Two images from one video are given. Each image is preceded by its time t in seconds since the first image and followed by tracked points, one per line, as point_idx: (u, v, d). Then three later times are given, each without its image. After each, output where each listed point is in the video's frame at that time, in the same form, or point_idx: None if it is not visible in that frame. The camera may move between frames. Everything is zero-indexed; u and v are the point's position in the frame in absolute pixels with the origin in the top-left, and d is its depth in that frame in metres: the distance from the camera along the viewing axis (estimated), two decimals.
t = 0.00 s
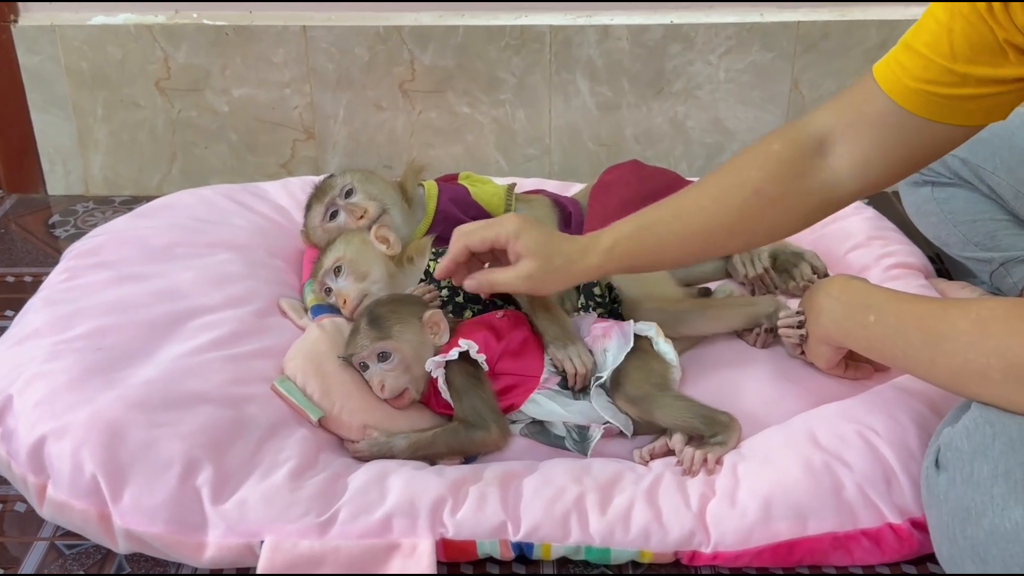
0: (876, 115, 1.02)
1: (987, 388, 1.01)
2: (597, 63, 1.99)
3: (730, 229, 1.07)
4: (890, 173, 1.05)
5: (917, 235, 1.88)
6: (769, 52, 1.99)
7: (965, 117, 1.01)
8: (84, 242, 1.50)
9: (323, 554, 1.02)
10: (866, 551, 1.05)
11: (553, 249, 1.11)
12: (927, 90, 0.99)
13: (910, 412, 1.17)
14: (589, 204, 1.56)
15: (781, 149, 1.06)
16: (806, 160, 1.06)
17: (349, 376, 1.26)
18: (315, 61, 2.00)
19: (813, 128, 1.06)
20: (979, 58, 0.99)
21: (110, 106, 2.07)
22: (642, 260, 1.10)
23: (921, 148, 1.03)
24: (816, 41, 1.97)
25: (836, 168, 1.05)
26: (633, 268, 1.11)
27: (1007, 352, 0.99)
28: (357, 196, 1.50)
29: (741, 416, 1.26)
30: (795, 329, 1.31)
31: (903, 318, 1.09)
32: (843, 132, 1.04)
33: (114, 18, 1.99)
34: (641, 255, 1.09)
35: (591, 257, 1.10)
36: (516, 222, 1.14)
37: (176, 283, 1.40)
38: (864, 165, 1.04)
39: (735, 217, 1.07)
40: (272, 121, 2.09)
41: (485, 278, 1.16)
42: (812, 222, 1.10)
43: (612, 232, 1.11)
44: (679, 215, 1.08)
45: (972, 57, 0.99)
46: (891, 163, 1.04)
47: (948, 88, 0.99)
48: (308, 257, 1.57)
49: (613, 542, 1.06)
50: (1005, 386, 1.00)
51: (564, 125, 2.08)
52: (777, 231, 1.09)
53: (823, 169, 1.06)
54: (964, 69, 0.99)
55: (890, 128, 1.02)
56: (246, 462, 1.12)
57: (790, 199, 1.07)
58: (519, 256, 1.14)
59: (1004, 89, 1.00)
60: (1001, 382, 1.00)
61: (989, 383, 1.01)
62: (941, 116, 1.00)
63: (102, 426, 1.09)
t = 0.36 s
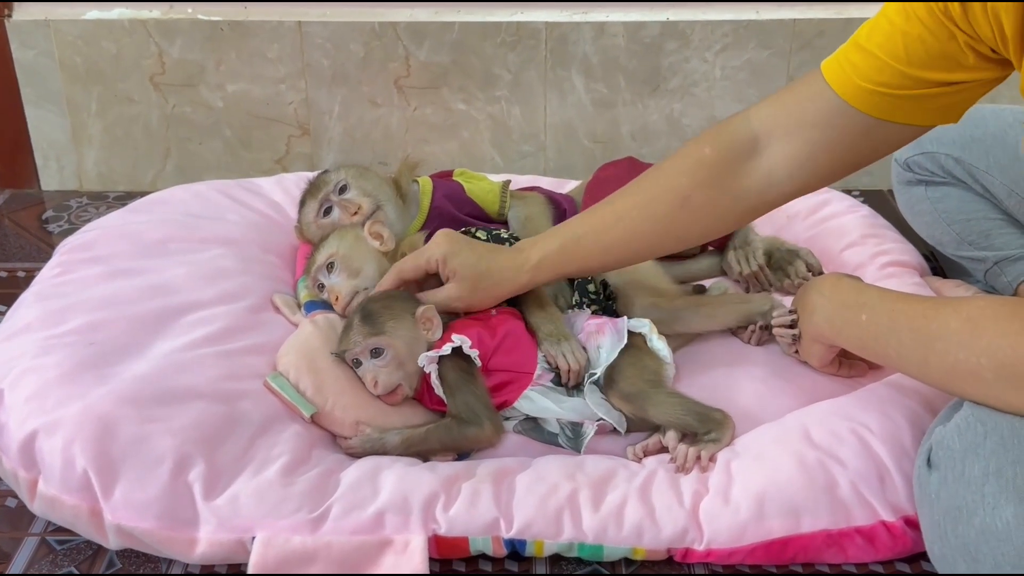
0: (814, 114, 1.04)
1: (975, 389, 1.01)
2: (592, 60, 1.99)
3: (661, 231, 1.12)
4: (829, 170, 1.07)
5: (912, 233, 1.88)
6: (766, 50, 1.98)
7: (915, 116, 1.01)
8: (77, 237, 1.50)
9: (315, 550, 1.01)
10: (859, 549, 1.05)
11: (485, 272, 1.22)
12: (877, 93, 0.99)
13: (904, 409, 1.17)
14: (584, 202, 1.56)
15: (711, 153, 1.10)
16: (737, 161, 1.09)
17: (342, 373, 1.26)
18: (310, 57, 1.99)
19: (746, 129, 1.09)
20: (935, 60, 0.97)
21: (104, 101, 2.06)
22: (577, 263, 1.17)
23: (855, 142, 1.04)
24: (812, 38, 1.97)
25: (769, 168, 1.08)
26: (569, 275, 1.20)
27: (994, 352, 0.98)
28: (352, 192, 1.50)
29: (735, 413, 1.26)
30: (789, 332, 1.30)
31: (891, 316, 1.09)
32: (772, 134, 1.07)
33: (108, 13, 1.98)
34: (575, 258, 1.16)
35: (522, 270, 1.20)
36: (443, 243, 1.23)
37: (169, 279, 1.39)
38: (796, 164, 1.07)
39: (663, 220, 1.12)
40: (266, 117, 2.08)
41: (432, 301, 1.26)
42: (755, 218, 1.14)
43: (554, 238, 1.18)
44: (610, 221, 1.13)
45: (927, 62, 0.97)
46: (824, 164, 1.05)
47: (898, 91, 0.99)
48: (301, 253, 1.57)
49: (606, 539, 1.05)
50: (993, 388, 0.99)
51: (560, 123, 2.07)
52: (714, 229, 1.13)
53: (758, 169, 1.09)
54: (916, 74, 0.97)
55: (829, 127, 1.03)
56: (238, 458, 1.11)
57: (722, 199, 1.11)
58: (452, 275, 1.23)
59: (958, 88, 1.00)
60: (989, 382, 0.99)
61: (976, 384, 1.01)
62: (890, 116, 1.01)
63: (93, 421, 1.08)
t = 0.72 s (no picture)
0: (807, 114, 1.04)
1: (976, 386, 1.01)
2: (595, 56, 1.98)
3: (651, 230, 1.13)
4: (817, 173, 1.09)
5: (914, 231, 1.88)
6: (769, 47, 1.98)
7: (904, 115, 1.01)
8: (78, 232, 1.49)
9: (319, 546, 1.01)
10: (864, 545, 1.05)
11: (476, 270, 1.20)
12: (866, 94, 1.00)
13: (909, 406, 1.17)
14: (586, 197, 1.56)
15: (704, 152, 1.10)
16: (729, 161, 1.10)
17: (345, 372, 1.26)
18: (312, 53, 1.99)
19: (739, 129, 1.09)
20: (923, 59, 0.98)
21: (105, 96, 2.05)
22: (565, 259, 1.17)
23: (845, 147, 1.05)
24: (815, 36, 1.96)
25: (759, 170, 1.09)
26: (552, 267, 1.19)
27: (995, 350, 0.98)
28: (354, 188, 1.49)
29: (740, 410, 1.26)
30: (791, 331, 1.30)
31: (893, 315, 1.09)
32: (767, 135, 1.08)
33: (110, 8, 1.98)
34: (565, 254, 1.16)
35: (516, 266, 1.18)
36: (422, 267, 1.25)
37: (171, 274, 1.39)
38: (786, 168, 1.08)
39: (654, 218, 1.12)
40: (268, 113, 2.07)
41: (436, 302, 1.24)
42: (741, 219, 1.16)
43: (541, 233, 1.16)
44: (601, 216, 1.13)
45: (914, 62, 0.98)
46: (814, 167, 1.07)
47: (888, 90, 0.99)
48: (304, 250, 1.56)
49: (611, 535, 1.05)
50: (994, 385, 0.99)
51: (562, 120, 2.07)
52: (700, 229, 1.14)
53: (748, 170, 1.10)
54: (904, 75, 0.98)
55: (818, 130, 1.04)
56: (242, 453, 1.11)
57: (712, 199, 1.11)
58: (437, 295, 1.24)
59: (947, 87, 1.00)
60: (990, 380, 0.99)
61: (977, 382, 1.01)
62: (880, 115, 1.01)
63: (95, 416, 1.08)
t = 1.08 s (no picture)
0: (824, 113, 1.04)
1: (984, 383, 1.01)
2: (596, 54, 1.98)
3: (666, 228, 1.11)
4: (831, 172, 1.08)
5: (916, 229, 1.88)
6: (770, 45, 1.98)
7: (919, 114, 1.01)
8: (78, 229, 1.48)
9: (321, 544, 1.00)
10: (868, 544, 1.04)
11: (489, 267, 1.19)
12: (881, 91, 1.00)
13: (913, 404, 1.16)
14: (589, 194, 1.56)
15: (723, 150, 1.09)
16: (746, 159, 1.09)
17: (348, 365, 1.26)
18: (313, 50, 1.98)
19: (755, 128, 1.08)
20: (935, 56, 0.98)
21: (105, 94, 2.05)
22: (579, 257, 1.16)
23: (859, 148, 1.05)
24: (817, 34, 1.96)
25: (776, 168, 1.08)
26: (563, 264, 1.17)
27: (1005, 347, 0.98)
28: (355, 185, 1.49)
29: (743, 408, 1.25)
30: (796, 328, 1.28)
31: (901, 312, 1.09)
32: (785, 133, 1.07)
33: (110, 5, 1.97)
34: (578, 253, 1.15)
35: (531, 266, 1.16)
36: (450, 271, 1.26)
37: (172, 272, 1.38)
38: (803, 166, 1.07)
39: (670, 216, 1.10)
40: (268, 110, 2.07)
41: (438, 292, 1.24)
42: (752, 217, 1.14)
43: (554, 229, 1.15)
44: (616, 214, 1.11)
45: (927, 59, 0.98)
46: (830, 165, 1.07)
47: (903, 88, 0.99)
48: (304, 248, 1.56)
49: (614, 533, 1.05)
50: (1002, 381, 0.99)
51: (563, 118, 2.07)
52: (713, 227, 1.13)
53: (764, 168, 1.09)
54: (920, 73, 0.98)
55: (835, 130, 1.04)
56: (243, 451, 1.10)
57: (728, 196, 1.10)
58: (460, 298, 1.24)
59: (959, 84, 1.00)
60: (1000, 376, 0.99)
61: (986, 379, 1.00)
62: (896, 113, 1.01)
63: (96, 413, 1.07)
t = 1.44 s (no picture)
0: (824, 101, 1.03)
1: (988, 381, 1.00)
2: (596, 54, 1.98)
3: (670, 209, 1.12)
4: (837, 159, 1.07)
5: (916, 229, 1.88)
6: (770, 45, 1.98)
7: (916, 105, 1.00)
8: (78, 230, 1.48)
9: (322, 544, 1.00)
10: (870, 543, 1.04)
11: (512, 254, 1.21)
12: (881, 79, 0.98)
13: (913, 403, 1.16)
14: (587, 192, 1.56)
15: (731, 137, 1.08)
16: (753, 146, 1.08)
17: (348, 367, 1.25)
18: (312, 51, 1.98)
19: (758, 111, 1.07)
20: (939, 46, 0.97)
21: (104, 94, 2.04)
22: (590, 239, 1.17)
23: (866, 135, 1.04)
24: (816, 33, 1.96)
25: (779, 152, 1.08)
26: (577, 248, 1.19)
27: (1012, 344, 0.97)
28: (356, 186, 1.49)
29: (744, 408, 1.25)
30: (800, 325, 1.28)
31: (903, 310, 1.08)
32: (790, 120, 1.06)
33: (109, 6, 1.97)
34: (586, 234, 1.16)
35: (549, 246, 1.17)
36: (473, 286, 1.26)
37: (171, 272, 1.38)
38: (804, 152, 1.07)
39: (673, 199, 1.11)
40: (267, 111, 2.07)
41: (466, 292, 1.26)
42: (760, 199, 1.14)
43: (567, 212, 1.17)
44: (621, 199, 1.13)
45: (930, 49, 0.96)
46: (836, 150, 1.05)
47: (904, 78, 0.98)
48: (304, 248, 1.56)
49: (614, 533, 1.05)
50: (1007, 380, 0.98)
51: (563, 118, 2.07)
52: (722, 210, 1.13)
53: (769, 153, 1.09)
54: (921, 62, 0.97)
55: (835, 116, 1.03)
56: (243, 451, 1.10)
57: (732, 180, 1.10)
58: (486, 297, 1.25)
59: (960, 77, 0.99)
60: (1005, 376, 0.98)
61: (990, 376, 1.00)
62: (893, 102, 1.00)
63: (96, 414, 1.07)
